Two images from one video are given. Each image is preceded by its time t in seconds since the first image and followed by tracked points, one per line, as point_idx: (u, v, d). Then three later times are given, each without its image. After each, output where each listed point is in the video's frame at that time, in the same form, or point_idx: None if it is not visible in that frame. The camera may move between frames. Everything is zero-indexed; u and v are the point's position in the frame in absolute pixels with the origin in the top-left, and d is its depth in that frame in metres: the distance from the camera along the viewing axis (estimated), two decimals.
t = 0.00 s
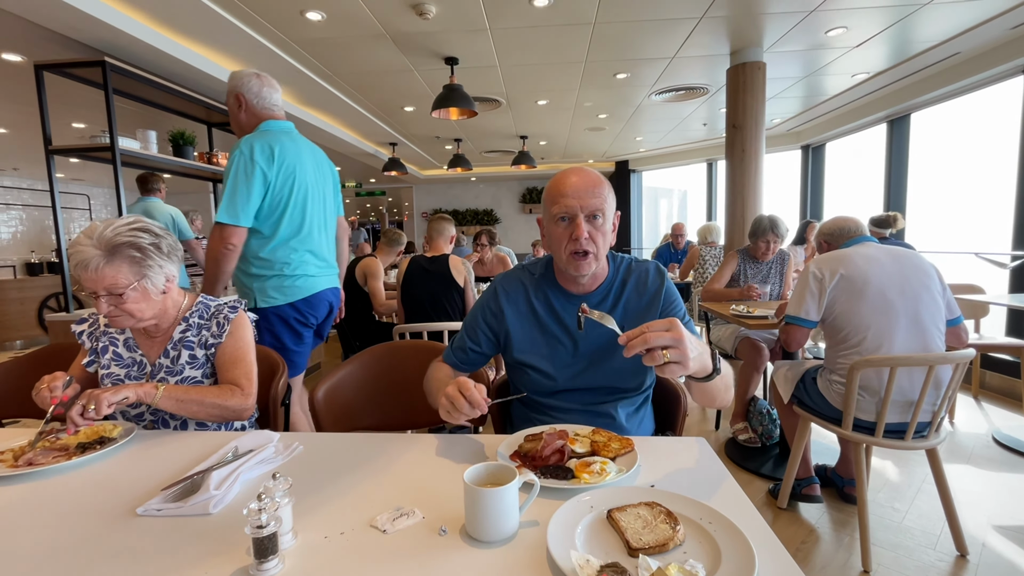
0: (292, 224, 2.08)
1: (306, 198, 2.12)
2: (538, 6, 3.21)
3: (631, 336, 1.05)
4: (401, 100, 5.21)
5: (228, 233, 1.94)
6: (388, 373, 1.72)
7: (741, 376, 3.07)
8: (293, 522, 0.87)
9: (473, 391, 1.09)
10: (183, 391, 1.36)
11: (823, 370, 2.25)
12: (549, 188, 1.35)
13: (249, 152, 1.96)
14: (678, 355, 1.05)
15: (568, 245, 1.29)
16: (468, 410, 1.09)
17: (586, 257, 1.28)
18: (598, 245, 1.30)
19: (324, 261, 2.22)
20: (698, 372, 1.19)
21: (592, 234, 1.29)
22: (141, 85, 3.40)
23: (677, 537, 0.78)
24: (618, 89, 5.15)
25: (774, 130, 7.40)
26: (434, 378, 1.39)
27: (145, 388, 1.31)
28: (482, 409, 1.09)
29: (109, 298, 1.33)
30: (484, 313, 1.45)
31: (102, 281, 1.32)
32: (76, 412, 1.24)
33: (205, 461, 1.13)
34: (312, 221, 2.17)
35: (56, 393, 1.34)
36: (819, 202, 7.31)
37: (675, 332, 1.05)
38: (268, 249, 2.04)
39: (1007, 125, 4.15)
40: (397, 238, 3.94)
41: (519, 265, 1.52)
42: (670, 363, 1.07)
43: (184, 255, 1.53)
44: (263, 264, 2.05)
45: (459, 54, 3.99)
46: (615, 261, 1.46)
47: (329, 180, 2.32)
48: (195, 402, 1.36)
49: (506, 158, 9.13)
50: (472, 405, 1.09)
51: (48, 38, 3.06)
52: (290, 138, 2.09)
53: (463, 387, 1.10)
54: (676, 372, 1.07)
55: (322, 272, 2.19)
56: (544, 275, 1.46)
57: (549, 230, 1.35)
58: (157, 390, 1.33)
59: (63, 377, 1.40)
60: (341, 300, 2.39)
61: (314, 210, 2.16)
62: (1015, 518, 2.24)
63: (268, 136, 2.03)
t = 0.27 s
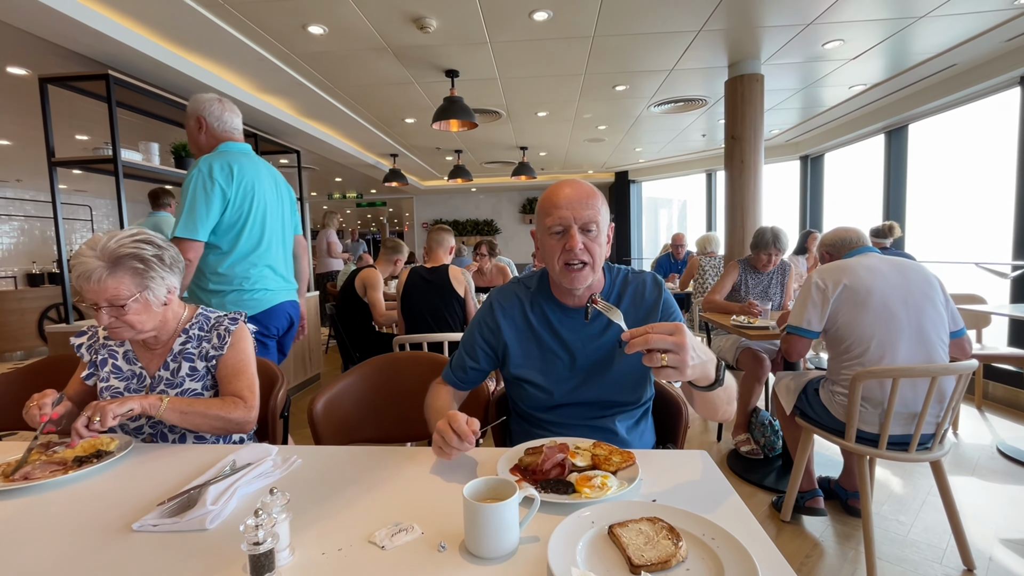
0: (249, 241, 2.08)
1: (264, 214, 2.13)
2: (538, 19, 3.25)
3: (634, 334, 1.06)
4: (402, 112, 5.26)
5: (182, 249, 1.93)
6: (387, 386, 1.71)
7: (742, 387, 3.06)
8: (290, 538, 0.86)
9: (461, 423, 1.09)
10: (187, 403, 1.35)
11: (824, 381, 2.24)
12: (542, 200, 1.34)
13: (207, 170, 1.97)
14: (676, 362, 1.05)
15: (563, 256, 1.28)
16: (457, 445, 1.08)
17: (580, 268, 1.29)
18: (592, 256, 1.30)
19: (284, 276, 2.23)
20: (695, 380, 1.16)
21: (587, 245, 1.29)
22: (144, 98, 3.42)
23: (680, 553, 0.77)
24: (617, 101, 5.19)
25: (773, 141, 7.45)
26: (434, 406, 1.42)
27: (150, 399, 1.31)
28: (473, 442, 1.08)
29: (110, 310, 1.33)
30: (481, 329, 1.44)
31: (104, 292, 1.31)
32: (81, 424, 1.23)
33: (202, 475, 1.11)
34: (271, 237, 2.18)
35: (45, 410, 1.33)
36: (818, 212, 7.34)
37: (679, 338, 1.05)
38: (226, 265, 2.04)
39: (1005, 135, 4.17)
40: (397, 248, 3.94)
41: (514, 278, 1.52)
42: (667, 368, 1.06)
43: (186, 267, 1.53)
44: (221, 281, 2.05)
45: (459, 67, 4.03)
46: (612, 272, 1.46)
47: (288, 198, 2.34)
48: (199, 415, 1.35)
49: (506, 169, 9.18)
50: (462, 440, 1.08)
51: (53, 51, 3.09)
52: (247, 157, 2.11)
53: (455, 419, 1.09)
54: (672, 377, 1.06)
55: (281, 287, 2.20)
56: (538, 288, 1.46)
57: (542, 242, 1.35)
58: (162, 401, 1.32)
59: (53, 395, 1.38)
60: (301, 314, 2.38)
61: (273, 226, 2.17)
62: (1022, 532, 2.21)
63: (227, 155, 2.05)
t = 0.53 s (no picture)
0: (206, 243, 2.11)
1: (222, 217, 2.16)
2: (537, 25, 3.25)
3: (615, 309, 1.03)
4: (402, 118, 5.27)
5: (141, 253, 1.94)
6: (386, 392, 1.69)
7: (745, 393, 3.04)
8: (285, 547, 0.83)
9: (456, 435, 1.08)
10: (192, 410, 1.32)
11: (827, 386, 2.22)
12: (539, 202, 1.32)
13: (165, 174, 2.00)
14: (659, 331, 1.03)
15: (562, 257, 1.26)
16: (454, 458, 1.06)
17: (578, 269, 1.27)
18: (592, 255, 1.28)
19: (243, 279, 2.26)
20: (682, 358, 1.13)
21: (586, 246, 1.27)
22: (143, 103, 3.42)
23: (687, 561, 0.74)
24: (617, 106, 5.20)
25: (772, 147, 7.46)
26: (434, 418, 1.39)
27: (157, 405, 1.27)
28: (467, 454, 1.05)
29: (107, 313, 1.30)
30: (477, 340, 1.43)
31: (101, 295, 1.29)
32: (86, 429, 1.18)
33: (197, 482, 1.09)
34: (229, 241, 2.21)
35: (35, 414, 1.31)
36: (818, 217, 7.34)
37: (660, 310, 1.03)
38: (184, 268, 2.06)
39: (1005, 140, 4.17)
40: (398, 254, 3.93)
41: (511, 284, 1.50)
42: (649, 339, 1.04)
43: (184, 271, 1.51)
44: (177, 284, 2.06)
45: (459, 72, 4.03)
46: (613, 277, 1.43)
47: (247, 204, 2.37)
48: (203, 422, 1.33)
49: (505, 175, 9.19)
50: (459, 454, 1.06)
51: (52, 57, 3.08)
52: (204, 162, 2.14)
53: (449, 432, 1.08)
54: (657, 349, 1.04)
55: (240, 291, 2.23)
56: (535, 294, 1.43)
57: (540, 244, 1.32)
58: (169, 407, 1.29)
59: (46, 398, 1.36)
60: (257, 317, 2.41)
61: (231, 230, 2.21)
62: None
63: (186, 160, 2.07)
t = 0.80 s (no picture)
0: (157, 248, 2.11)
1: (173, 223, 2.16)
2: (538, 31, 3.24)
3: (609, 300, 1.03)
4: (402, 125, 5.25)
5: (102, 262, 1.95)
6: (385, 406, 1.63)
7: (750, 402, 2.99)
8: None
9: (458, 453, 1.04)
10: (186, 428, 1.26)
11: (836, 396, 2.17)
12: (545, 211, 1.27)
13: (124, 181, 2.00)
14: (650, 318, 1.01)
15: (573, 271, 1.21)
16: (455, 479, 1.01)
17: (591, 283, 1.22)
18: (603, 268, 1.24)
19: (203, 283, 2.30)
20: (680, 354, 1.09)
21: (599, 259, 1.22)
22: (141, 110, 3.39)
23: None
24: (617, 113, 5.18)
25: (773, 154, 7.46)
26: (435, 436, 1.34)
27: (151, 424, 1.22)
28: (469, 473, 1.01)
29: (97, 325, 1.25)
30: (477, 355, 1.38)
31: (90, 306, 1.25)
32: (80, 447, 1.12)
33: (186, 502, 1.04)
34: (188, 246, 2.23)
35: (15, 430, 1.26)
36: (819, 224, 7.31)
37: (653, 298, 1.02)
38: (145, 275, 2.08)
39: (1008, 146, 4.15)
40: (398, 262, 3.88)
41: (512, 297, 1.45)
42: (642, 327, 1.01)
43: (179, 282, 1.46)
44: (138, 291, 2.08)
45: (460, 79, 4.01)
46: (620, 287, 1.40)
47: (204, 214, 2.39)
48: (199, 440, 1.27)
49: (505, 182, 9.18)
50: (462, 475, 1.01)
51: (49, 63, 3.05)
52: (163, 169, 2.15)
53: (451, 451, 1.04)
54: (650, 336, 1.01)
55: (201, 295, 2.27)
56: (538, 308, 1.39)
57: (546, 256, 1.27)
58: (163, 426, 1.23)
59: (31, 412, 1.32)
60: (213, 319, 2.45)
61: (190, 235, 2.23)
62: None
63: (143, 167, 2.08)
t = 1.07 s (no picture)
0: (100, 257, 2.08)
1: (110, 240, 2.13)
2: (537, 34, 3.21)
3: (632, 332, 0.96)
4: (399, 129, 5.22)
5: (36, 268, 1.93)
6: (380, 414, 1.58)
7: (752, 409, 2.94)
8: None
9: (457, 469, 0.98)
10: (166, 443, 1.21)
11: (842, 404, 2.12)
12: (552, 215, 1.22)
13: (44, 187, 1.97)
14: (669, 368, 0.95)
15: (581, 279, 1.16)
16: (451, 496, 0.95)
17: (599, 293, 1.17)
18: (611, 277, 1.19)
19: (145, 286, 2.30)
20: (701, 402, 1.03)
21: (607, 267, 1.17)
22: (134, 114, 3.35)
23: None
24: (615, 118, 5.17)
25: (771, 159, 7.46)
26: (430, 446, 1.27)
27: (128, 442, 1.17)
28: (466, 492, 0.95)
29: (75, 333, 1.20)
30: (475, 362, 1.33)
31: (68, 313, 1.19)
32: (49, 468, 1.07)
33: (168, 520, 0.98)
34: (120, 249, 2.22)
35: None
36: (817, 229, 7.30)
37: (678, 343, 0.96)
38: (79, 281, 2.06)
39: (1007, 151, 4.14)
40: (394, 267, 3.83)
41: (513, 302, 1.40)
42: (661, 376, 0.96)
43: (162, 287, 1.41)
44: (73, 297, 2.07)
45: (457, 83, 3.98)
46: (625, 293, 1.34)
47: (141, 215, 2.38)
48: (179, 458, 1.22)
49: (503, 187, 9.15)
50: (459, 491, 0.96)
51: (40, 66, 3.01)
52: (95, 176, 2.16)
53: (449, 465, 0.99)
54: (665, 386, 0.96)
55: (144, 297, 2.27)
56: (539, 313, 1.34)
57: (552, 262, 1.22)
58: (140, 445, 1.18)
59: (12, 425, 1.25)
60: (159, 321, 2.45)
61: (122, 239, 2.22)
62: None
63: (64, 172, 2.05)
